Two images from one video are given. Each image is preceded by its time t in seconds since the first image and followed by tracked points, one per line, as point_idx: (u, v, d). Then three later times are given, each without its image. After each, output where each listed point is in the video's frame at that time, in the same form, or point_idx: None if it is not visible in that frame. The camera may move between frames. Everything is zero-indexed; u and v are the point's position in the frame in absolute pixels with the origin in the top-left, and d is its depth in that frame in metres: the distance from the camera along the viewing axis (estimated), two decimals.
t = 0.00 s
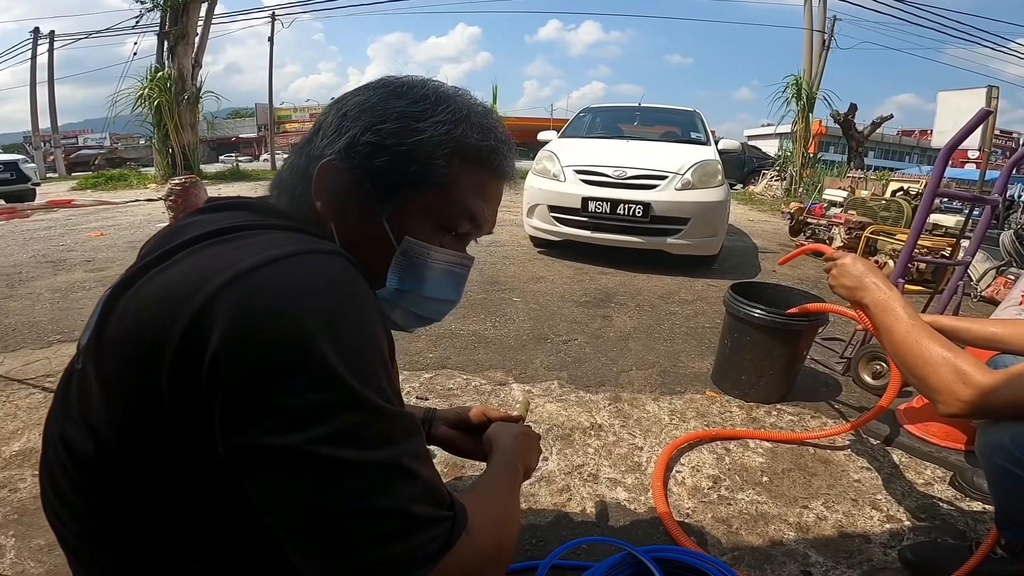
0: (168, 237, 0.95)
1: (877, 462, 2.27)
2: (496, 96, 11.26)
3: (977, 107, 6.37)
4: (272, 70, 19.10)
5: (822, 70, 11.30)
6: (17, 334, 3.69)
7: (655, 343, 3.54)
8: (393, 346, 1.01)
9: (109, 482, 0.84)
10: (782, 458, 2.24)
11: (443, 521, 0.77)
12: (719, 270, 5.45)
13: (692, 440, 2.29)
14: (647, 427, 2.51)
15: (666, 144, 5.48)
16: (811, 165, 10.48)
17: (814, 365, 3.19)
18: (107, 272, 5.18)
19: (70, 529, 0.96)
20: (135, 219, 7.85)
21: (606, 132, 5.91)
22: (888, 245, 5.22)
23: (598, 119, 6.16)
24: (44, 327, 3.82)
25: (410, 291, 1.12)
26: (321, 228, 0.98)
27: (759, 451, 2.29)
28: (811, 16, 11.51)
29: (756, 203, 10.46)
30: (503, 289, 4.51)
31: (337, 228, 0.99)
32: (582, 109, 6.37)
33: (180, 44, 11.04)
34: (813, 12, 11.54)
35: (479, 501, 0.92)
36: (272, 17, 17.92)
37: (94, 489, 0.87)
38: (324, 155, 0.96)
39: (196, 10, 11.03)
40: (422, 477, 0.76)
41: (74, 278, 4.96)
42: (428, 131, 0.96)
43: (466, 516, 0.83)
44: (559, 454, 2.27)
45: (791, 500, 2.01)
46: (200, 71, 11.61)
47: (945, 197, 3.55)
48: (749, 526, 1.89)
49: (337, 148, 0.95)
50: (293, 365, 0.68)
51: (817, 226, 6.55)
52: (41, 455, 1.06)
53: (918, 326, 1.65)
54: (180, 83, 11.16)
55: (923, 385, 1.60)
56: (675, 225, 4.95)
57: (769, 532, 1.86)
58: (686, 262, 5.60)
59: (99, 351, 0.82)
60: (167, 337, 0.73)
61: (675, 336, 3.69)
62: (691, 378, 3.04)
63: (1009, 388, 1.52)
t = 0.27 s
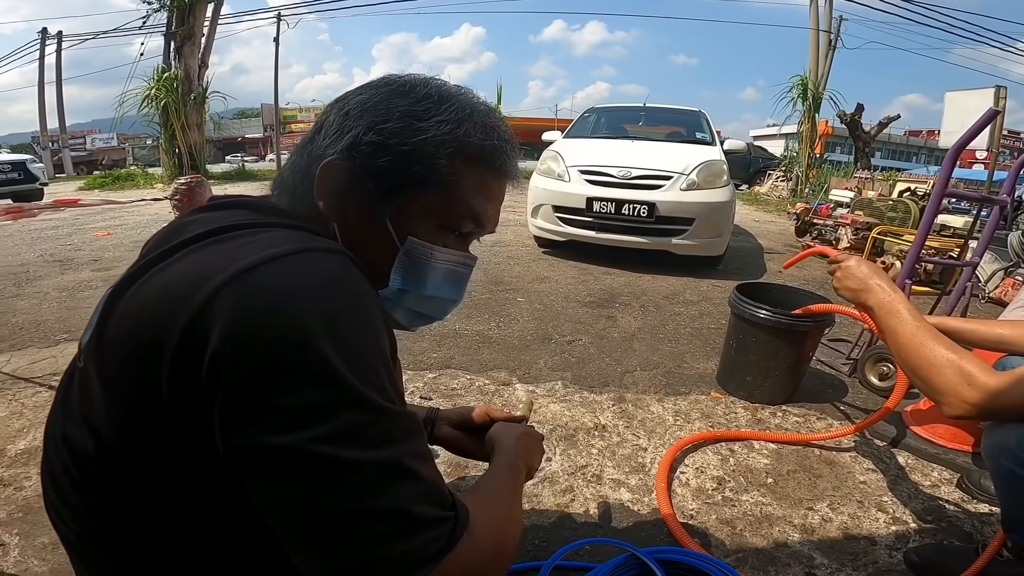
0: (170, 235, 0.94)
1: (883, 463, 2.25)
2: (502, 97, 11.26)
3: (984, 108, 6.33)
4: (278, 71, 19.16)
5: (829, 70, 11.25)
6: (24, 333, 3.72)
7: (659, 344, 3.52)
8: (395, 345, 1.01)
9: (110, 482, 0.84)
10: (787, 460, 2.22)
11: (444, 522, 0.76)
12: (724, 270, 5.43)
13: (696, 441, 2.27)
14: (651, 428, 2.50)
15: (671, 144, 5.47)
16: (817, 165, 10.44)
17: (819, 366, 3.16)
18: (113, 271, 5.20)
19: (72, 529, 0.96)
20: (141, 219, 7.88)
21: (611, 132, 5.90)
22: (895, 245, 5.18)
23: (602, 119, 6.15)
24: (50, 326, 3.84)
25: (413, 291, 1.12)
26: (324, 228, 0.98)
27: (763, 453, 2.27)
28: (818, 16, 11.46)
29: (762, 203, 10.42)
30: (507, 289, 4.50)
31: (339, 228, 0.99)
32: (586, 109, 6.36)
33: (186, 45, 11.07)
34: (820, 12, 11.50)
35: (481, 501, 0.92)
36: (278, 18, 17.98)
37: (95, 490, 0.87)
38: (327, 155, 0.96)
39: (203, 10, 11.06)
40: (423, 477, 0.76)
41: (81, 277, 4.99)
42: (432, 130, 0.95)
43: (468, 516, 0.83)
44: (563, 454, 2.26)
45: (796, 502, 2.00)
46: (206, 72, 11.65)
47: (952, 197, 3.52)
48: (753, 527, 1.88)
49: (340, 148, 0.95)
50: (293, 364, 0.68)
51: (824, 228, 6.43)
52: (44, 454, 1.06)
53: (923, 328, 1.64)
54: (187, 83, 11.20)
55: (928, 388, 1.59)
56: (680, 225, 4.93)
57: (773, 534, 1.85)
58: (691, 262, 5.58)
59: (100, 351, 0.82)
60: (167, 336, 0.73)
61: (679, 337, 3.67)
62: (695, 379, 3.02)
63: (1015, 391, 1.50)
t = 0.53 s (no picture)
0: (167, 229, 0.94)
1: (885, 463, 2.23)
2: (505, 95, 11.24)
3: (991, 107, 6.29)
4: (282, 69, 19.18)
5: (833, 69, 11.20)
6: (28, 329, 3.72)
7: (661, 342, 3.51)
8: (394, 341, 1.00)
9: (106, 477, 0.84)
10: (789, 459, 2.21)
11: (440, 519, 0.76)
12: (727, 269, 5.41)
13: (697, 440, 2.26)
14: (653, 427, 2.49)
15: (675, 142, 5.45)
16: (821, 164, 10.39)
17: (822, 366, 3.15)
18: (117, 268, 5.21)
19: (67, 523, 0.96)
20: (145, 216, 7.89)
21: (614, 130, 5.88)
22: (899, 245, 5.15)
23: (606, 117, 6.13)
24: (53, 322, 3.84)
25: (414, 288, 1.11)
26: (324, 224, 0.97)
27: (765, 452, 2.26)
28: (823, 15, 11.41)
29: (765, 202, 10.38)
30: (509, 287, 4.50)
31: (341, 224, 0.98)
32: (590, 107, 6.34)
33: (190, 42, 11.06)
34: (825, 11, 11.44)
35: (479, 498, 0.91)
36: (281, 16, 17.98)
37: (90, 485, 0.87)
38: (328, 151, 0.95)
39: (207, 8, 11.06)
40: (420, 473, 0.75)
41: (85, 274, 5.00)
42: (434, 127, 0.95)
43: (466, 513, 0.82)
44: (564, 452, 2.25)
45: (797, 501, 1.99)
46: (210, 69, 11.65)
47: (957, 197, 3.49)
48: (754, 527, 1.87)
49: (341, 145, 0.94)
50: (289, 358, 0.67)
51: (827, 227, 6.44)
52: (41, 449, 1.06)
53: (924, 329, 1.62)
54: (191, 81, 11.21)
55: (928, 389, 1.58)
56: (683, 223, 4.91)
57: (774, 533, 1.84)
58: (694, 261, 5.56)
59: (96, 345, 0.82)
60: (162, 330, 0.72)
61: (682, 335, 3.66)
62: (698, 377, 3.01)
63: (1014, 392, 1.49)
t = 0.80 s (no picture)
0: (168, 221, 0.94)
1: (890, 460, 2.22)
2: (509, 91, 11.21)
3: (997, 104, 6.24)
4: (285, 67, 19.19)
5: (838, 66, 11.14)
6: (33, 325, 3.73)
7: (665, 339, 3.50)
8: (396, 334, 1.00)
9: (107, 470, 0.83)
10: (793, 456, 2.20)
11: (441, 512, 0.75)
12: (731, 266, 5.39)
13: (701, 437, 2.25)
14: (656, 423, 2.48)
15: (679, 139, 5.43)
16: (826, 161, 10.34)
17: (827, 363, 3.13)
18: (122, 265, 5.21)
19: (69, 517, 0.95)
20: (149, 213, 7.90)
21: (618, 127, 5.87)
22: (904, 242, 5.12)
23: (609, 113, 6.11)
24: (58, 318, 3.85)
25: (418, 282, 1.10)
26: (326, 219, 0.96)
27: (769, 449, 2.25)
28: (829, 11, 11.34)
29: (770, 199, 10.34)
30: (512, 283, 4.49)
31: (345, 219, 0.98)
32: (593, 104, 6.32)
33: (194, 40, 11.06)
34: (830, 8, 11.38)
35: (481, 493, 0.91)
36: (284, 14, 17.99)
37: (92, 478, 0.86)
38: (331, 146, 0.94)
39: (210, 6, 11.06)
40: (420, 466, 0.74)
41: (90, 270, 5.01)
42: (438, 121, 0.93)
43: (468, 506, 0.82)
44: (566, 448, 2.25)
45: (801, 498, 1.98)
46: (214, 67, 11.66)
47: (963, 193, 3.46)
48: (757, 524, 1.86)
49: (345, 140, 0.93)
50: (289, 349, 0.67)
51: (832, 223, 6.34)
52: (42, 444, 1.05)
53: (925, 329, 1.61)
54: (194, 79, 11.23)
55: (931, 387, 1.56)
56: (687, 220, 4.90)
57: (778, 530, 1.83)
58: (697, 258, 5.54)
59: (96, 337, 0.81)
60: (162, 321, 0.72)
61: (685, 332, 3.65)
62: (701, 374, 3.00)
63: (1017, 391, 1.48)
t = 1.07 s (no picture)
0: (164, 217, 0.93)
1: (889, 457, 2.22)
2: (507, 89, 11.19)
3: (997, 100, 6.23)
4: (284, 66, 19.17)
5: (838, 63, 11.12)
6: (33, 325, 3.73)
7: (664, 336, 3.50)
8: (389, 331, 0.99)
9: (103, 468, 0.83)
10: (792, 453, 2.20)
11: (434, 507, 0.75)
12: (730, 263, 5.38)
13: (700, 434, 2.25)
14: (655, 420, 2.48)
15: (677, 136, 5.42)
16: (825, 158, 10.33)
17: (826, 359, 3.12)
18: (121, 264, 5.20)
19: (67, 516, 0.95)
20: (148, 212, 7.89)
21: (617, 124, 5.86)
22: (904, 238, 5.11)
23: (608, 111, 6.11)
24: (57, 317, 3.85)
25: (416, 279, 1.10)
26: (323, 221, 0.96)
27: (768, 446, 2.24)
28: (828, 7, 11.31)
29: (770, 196, 10.33)
30: (511, 281, 4.48)
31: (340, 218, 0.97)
32: (592, 101, 6.31)
33: (192, 39, 11.05)
34: (829, 5, 11.36)
35: (474, 488, 0.90)
36: (282, 12, 17.97)
37: (89, 476, 0.86)
38: (326, 145, 0.93)
39: (208, 4, 11.03)
40: (413, 461, 0.74)
41: (89, 270, 5.01)
42: (433, 119, 0.93)
43: (461, 502, 0.81)
44: (565, 446, 2.25)
45: (800, 495, 1.98)
46: (212, 66, 11.64)
47: (962, 189, 3.46)
48: (756, 521, 1.86)
49: (339, 138, 0.92)
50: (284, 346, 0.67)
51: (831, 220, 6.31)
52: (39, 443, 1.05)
53: (922, 325, 1.61)
54: (193, 78, 11.21)
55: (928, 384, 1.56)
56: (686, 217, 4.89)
57: (776, 528, 1.83)
58: (697, 255, 5.53)
59: (91, 336, 0.81)
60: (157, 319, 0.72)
61: (684, 329, 3.64)
62: (700, 371, 3.00)
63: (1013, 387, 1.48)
